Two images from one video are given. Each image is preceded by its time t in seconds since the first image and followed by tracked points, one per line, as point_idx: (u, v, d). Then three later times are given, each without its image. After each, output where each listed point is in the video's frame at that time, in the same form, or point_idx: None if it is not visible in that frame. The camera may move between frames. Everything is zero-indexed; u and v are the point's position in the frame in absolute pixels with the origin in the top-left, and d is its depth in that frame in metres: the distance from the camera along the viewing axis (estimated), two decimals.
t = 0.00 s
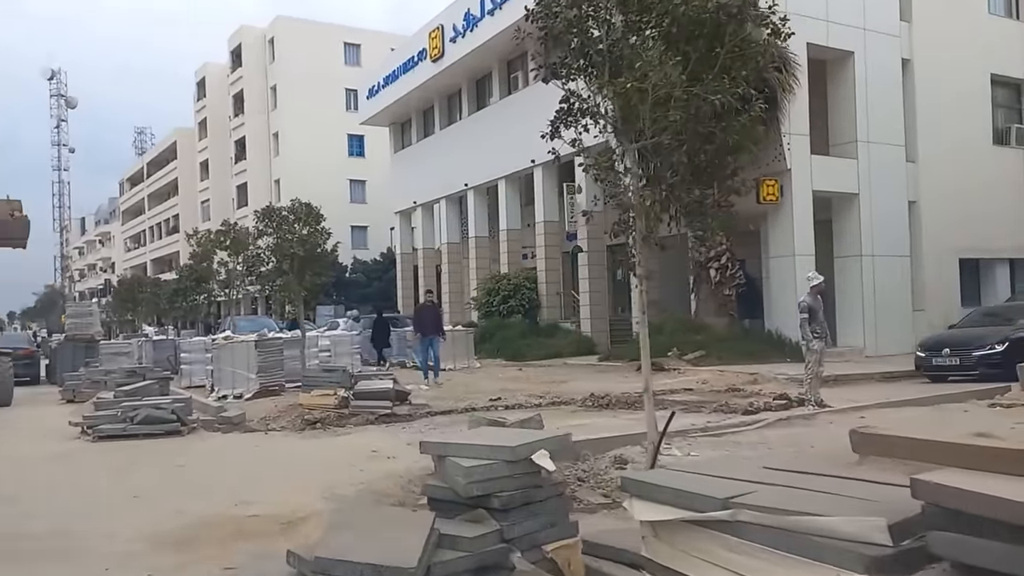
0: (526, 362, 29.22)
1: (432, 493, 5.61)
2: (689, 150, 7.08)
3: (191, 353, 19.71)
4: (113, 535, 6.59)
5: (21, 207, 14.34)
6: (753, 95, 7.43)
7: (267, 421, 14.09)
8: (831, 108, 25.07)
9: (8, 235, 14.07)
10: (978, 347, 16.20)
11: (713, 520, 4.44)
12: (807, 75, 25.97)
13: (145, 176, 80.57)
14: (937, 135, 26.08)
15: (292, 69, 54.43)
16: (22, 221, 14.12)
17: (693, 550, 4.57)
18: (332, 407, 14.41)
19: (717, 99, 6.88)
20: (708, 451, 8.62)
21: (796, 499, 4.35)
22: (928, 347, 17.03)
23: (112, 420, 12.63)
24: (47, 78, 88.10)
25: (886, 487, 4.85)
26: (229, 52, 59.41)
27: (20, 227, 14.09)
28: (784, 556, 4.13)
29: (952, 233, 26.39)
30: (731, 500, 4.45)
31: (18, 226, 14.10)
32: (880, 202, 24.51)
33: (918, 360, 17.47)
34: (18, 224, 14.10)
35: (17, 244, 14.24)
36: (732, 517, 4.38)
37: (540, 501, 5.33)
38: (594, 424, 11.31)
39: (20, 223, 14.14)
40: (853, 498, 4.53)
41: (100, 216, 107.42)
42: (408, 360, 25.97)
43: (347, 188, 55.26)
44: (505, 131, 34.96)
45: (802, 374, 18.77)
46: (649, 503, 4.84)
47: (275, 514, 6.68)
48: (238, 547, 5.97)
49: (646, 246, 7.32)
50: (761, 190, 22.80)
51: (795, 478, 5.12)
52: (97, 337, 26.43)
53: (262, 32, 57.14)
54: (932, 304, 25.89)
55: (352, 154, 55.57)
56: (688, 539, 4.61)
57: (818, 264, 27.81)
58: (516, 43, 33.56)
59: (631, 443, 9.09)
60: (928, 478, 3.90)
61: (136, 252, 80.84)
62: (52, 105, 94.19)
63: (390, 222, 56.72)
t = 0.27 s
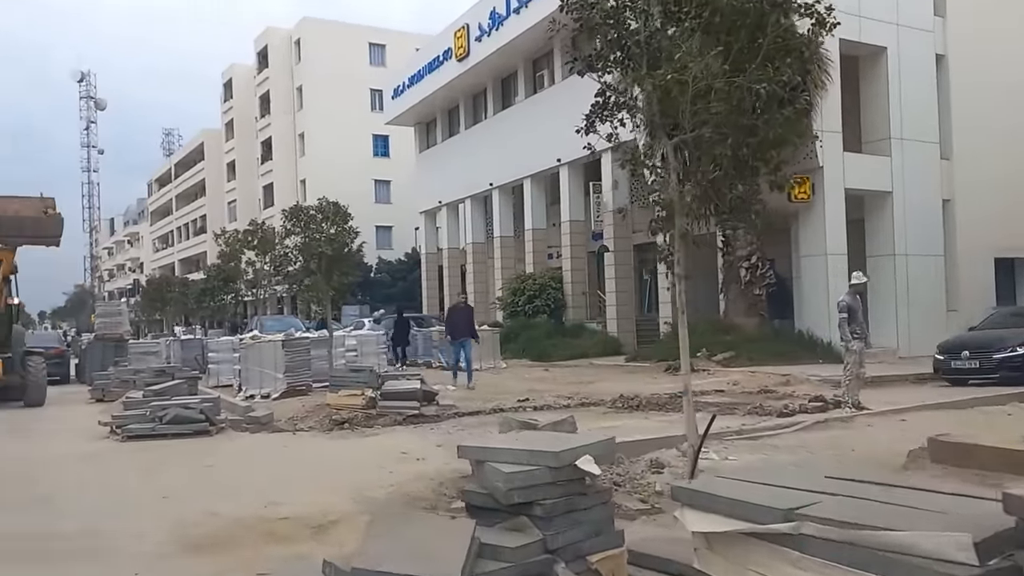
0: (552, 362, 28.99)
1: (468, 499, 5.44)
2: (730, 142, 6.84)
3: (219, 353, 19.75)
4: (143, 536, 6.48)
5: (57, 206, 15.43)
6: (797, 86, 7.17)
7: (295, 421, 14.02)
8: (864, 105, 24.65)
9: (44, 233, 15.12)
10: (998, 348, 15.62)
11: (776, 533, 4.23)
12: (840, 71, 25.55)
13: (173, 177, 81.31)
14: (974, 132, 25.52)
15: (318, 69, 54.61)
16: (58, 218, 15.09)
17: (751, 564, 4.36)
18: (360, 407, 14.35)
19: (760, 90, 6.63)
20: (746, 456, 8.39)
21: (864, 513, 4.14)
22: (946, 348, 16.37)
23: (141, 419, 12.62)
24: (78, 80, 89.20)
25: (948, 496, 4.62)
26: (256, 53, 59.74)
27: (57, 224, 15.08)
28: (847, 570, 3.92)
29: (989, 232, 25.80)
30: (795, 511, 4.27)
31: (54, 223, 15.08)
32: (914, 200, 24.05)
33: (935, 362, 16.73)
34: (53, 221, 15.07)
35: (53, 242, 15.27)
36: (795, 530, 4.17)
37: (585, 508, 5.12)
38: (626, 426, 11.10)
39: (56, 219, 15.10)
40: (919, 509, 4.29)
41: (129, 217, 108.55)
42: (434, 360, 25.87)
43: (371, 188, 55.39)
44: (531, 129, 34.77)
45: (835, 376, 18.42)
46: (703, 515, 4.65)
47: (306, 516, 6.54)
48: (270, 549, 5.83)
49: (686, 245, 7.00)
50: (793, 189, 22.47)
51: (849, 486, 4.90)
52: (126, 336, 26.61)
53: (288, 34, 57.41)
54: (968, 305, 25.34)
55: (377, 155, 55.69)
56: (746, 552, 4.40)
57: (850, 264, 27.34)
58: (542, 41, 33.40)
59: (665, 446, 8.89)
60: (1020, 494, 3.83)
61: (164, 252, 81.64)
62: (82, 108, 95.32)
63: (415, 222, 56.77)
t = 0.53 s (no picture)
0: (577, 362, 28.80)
1: (508, 506, 5.30)
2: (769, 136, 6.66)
3: (246, 352, 19.82)
4: (170, 536, 6.41)
5: (85, 205, 16.18)
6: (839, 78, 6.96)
7: (321, 421, 13.98)
8: (895, 102, 24.25)
9: (78, 231, 15.83)
10: (1017, 349, 15.16)
11: (837, 546, 3.90)
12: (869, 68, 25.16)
13: (200, 178, 82.02)
14: (1007, 128, 25.04)
15: (342, 70, 54.78)
16: (91, 216, 15.91)
17: None
18: (388, 408, 14.30)
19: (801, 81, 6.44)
20: (784, 460, 8.17)
21: (935, 527, 3.84)
22: (962, 349, 15.87)
23: (169, 419, 12.62)
24: (106, 83, 90.26)
25: (1012, 505, 4.39)
26: (281, 55, 60.04)
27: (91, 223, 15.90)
28: None
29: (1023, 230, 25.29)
30: (858, 523, 3.93)
31: (88, 222, 15.88)
32: (946, 198, 23.63)
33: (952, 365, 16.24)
34: (87, 219, 15.88)
35: (86, 239, 15.99)
36: (858, 543, 3.83)
37: (629, 517, 4.96)
38: (656, 428, 10.92)
39: (89, 218, 15.93)
40: (983, 520, 4.06)
41: (156, 218, 109.63)
42: (459, 360, 25.78)
43: (395, 188, 55.55)
44: (555, 129, 34.62)
45: (866, 377, 18.11)
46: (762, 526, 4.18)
47: (335, 519, 6.42)
48: (298, 552, 5.70)
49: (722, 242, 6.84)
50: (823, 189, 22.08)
51: (905, 495, 4.67)
52: (154, 336, 26.80)
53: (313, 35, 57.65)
54: (1002, 305, 24.86)
55: (401, 155, 55.82)
56: (802, 565, 4.08)
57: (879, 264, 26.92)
58: (566, 39, 33.24)
59: (699, 449, 8.68)
60: None
61: (191, 253, 82.45)
62: (110, 110, 96.41)
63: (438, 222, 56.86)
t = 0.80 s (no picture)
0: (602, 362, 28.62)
1: (549, 512, 5.17)
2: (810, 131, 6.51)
3: (273, 352, 19.92)
4: (202, 537, 6.36)
5: (118, 202, 15.35)
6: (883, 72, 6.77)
7: (348, 421, 13.96)
8: (925, 99, 23.83)
9: (107, 229, 15.05)
10: None
11: (903, 558, 3.85)
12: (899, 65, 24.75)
13: (225, 180, 82.64)
14: None
15: (366, 71, 54.90)
16: (120, 214, 15.03)
17: None
18: (414, 407, 14.23)
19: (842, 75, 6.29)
20: (821, 463, 7.99)
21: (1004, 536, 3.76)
22: (981, 350, 15.38)
23: (197, 419, 12.66)
24: (133, 86, 91.20)
25: None
26: (306, 57, 60.31)
27: (118, 221, 15.02)
28: None
29: None
30: (923, 532, 3.89)
31: (116, 220, 15.03)
32: (978, 197, 23.22)
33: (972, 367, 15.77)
34: (115, 218, 15.02)
35: (116, 238, 15.22)
36: (927, 556, 3.78)
37: (673, 526, 4.89)
38: (687, 430, 10.77)
39: (118, 215, 15.03)
40: None
41: (182, 219, 110.61)
42: (483, 361, 25.71)
43: (418, 189, 55.67)
44: (578, 128, 34.48)
45: (898, 379, 17.82)
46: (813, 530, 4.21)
47: (367, 522, 6.34)
48: (330, 555, 5.62)
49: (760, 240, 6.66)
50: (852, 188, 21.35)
51: (960, 502, 4.49)
52: (181, 336, 26.98)
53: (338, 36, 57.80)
54: None
55: (424, 155, 55.91)
56: None
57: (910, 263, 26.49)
58: (590, 38, 33.06)
59: (734, 452, 8.51)
60: None
61: (216, 253, 83.10)
62: (137, 112, 97.39)
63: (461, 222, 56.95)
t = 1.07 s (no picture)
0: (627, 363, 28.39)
1: (587, 517, 5.11)
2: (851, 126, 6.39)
3: (298, 352, 20.01)
4: (230, 538, 6.30)
5: (148, 200, 15.49)
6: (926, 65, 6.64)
7: (375, 421, 13.92)
8: (957, 95, 23.40)
9: (138, 227, 15.22)
10: None
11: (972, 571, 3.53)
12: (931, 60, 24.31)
13: (250, 181, 83.18)
14: None
15: (389, 72, 54.99)
16: (152, 213, 15.17)
17: None
18: (441, 407, 14.14)
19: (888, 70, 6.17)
20: (858, 466, 7.80)
21: None
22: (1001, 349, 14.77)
23: (224, 418, 12.70)
24: (160, 88, 92.13)
25: None
26: (330, 58, 60.52)
27: (151, 220, 15.18)
28: None
29: None
30: (995, 545, 3.57)
31: (149, 218, 15.17)
32: (1011, 195, 22.78)
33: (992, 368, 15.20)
34: (148, 216, 15.16)
35: (147, 236, 15.39)
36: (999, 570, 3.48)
37: (717, 534, 4.80)
38: (719, 432, 10.59)
39: (151, 214, 15.19)
40: None
41: (209, 220, 111.58)
42: (508, 360, 25.62)
43: (441, 189, 55.76)
44: (603, 126, 34.25)
45: (931, 379, 17.51)
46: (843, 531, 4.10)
47: (396, 524, 6.27)
48: (360, 558, 5.55)
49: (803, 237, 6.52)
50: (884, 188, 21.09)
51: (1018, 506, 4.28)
52: (208, 337, 27.15)
53: (362, 37, 57.92)
54: None
55: (447, 156, 55.99)
56: None
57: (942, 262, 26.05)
58: (614, 36, 32.88)
59: (769, 454, 8.33)
60: None
61: (242, 254, 83.68)
62: (164, 115, 98.28)
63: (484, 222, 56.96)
